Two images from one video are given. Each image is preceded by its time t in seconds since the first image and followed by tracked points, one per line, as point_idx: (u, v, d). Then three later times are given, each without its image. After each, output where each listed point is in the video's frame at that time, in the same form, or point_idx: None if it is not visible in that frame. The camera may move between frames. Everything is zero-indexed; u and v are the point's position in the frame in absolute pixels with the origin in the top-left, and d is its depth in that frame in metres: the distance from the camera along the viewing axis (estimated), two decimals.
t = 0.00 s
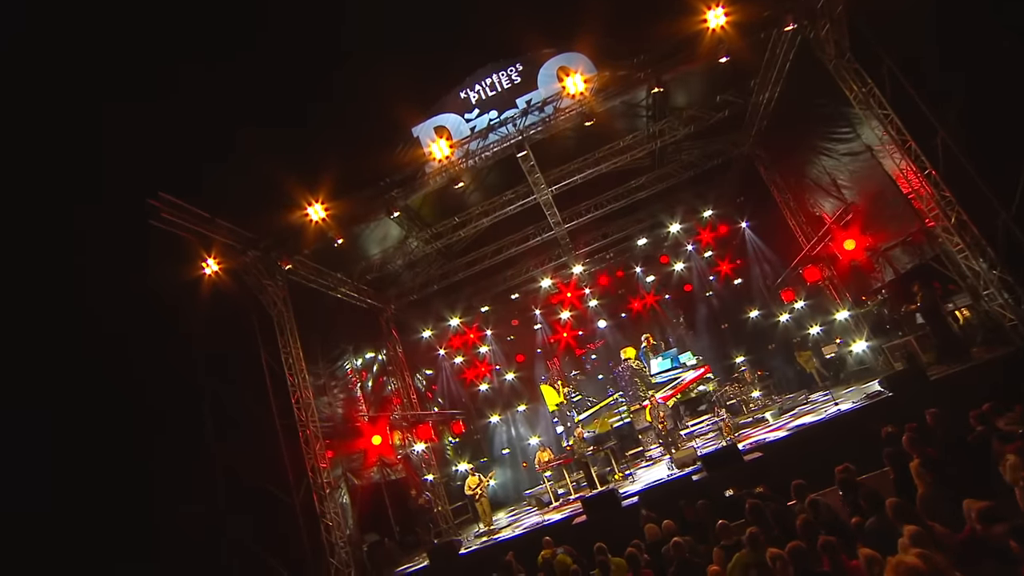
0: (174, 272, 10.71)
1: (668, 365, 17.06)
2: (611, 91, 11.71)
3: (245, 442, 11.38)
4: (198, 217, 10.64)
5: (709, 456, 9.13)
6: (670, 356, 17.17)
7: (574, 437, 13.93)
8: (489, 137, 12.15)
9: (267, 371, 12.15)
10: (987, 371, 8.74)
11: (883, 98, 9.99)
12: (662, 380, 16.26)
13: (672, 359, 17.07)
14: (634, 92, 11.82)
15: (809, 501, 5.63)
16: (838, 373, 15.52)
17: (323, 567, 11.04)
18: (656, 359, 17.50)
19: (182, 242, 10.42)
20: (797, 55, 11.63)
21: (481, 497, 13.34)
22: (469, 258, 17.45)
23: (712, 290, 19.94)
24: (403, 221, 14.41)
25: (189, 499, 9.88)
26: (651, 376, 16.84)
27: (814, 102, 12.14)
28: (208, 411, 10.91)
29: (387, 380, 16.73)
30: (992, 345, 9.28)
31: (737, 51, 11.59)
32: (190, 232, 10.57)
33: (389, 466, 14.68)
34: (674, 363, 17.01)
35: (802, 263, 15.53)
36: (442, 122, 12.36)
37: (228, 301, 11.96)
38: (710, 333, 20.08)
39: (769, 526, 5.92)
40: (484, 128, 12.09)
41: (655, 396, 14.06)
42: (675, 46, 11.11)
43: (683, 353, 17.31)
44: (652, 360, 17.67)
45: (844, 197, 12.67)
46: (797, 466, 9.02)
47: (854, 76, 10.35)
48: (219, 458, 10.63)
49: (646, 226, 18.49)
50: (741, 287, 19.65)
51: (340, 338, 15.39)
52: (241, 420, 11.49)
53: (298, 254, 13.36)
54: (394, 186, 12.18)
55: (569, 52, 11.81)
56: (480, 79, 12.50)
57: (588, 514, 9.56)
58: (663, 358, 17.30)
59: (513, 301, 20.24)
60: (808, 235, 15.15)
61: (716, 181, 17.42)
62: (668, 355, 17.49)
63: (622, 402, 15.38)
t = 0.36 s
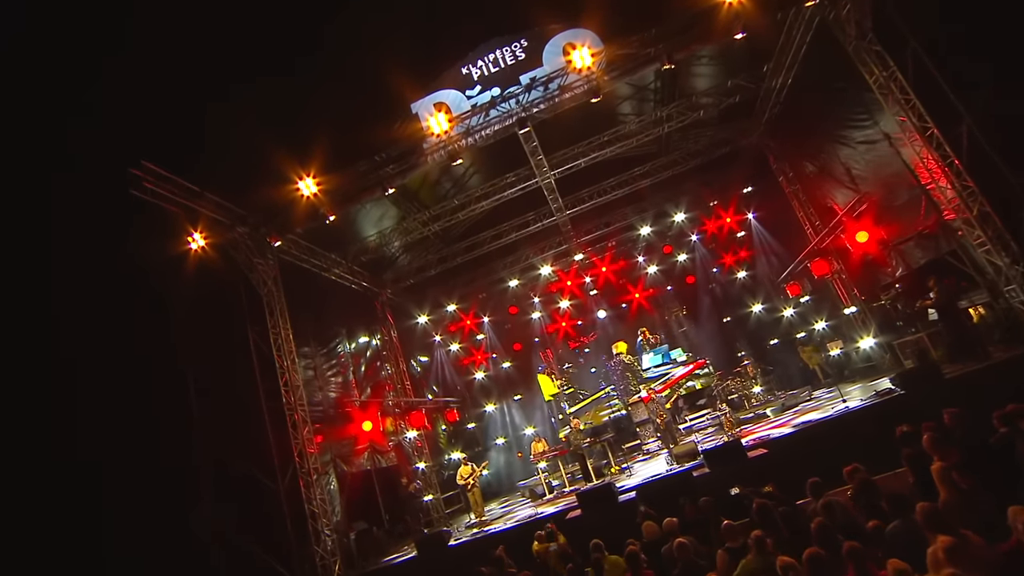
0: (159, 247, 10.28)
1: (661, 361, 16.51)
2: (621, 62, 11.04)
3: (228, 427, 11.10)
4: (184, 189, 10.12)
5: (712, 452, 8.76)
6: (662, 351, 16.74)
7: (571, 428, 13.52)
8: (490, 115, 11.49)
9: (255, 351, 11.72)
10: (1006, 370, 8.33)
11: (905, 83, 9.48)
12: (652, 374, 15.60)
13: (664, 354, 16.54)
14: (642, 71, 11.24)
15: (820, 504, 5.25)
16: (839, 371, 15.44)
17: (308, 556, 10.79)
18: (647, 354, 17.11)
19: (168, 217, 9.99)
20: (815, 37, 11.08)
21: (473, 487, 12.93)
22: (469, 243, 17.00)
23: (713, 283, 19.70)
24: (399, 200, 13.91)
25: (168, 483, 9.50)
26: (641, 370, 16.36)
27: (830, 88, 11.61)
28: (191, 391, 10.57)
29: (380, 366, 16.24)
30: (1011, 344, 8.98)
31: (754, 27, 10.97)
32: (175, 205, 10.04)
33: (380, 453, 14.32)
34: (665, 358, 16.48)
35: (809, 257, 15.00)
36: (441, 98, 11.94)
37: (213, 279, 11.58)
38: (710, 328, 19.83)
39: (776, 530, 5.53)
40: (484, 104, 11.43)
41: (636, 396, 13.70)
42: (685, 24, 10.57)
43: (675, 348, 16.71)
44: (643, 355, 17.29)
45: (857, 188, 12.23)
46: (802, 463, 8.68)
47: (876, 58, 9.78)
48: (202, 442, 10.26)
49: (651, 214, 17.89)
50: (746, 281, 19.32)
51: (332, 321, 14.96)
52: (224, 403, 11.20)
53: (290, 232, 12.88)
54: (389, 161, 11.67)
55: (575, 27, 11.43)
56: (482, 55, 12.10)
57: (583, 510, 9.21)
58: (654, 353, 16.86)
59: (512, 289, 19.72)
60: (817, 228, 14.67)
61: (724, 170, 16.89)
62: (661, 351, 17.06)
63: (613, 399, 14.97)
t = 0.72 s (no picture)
0: (146, 220, 9.98)
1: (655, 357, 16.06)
2: (631, 39, 10.57)
3: (216, 407, 10.77)
4: (171, 161, 9.74)
5: (716, 449, 8.39)
6: (657, 346, 16.23)
7: (569, 420, 13.12)
8: (494, 91, 11.08)
9: (245, 332, 11.35)
10: None
11: (935, 68, 8.83)
12: (645, 371, 15.18)
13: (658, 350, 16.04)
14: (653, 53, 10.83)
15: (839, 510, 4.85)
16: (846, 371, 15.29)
17: (295, 545, 10.52)
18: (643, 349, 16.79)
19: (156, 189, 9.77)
20: (836, 20, 10.37)
21: (467, 478, 12.55)
22: (469, 228, 16.54)
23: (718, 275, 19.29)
24: (397, 179, 13.43)
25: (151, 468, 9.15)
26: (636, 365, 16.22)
27: (849, 73, 11.10)
28: (178, 370, 10.35)
29: (375, 351, 15.78)
30: None
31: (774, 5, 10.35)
32: (162, 177, 9.70)
33: (372, 440, 13.94)
34: (659, 355, 16.22)
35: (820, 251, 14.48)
36: (443, 75, 11.10)
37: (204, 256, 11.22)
38: (713, 322, 19.47)
39: (790, 534, 5.16)
40: (486, 79, 10.93)
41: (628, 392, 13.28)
42: None
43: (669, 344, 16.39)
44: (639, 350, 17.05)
45: (874, 178, 11.63)
46: (809, 462, 8.35)
47: (904, 42, 9.09)
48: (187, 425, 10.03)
49: (659, 202, 17.34)
50: (754, 275, 18.90)
51: (327, 304, 14.55)
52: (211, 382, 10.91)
53: (283, 212, 12.45)
54: (387, 136, 11.22)
55: None
56: (487, 31, 11.17)
57: (580, 505, 8.87)
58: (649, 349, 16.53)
59: (512, 278, 19.14)
60: (829, 221, 14.18)
61: (735, 160, 16.39)
62: (655, 346, 16.41)
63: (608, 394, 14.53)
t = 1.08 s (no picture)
0: (139, 196, 9.76)
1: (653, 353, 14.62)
2: (647, 12, 10.08)
3: (211, 389, 10.86)
4: (165, 132, 9.30)
5: (723, 444, 8.02)
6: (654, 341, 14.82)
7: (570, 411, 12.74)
8: (500, 67, 10.59)
9: (238, 311, 11.08)
10: None
11: (972, 49, 8.27)
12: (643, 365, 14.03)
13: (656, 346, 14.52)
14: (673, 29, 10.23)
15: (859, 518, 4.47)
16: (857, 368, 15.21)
17: (284, 531, 10.18)
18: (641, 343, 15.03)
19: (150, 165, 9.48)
20: None
21: (464, 468, 12.17)
22: (473, 212, 16.10)
23: (728, 267, 18.69)
24: (400, 157, 12.99)
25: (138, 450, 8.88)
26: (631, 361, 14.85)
27: (871, 55, 10.65)
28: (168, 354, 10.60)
29: (372, 336, 15.25)
30: None
31: None
32: (155, 149, 9.24)
33: (368, 427, 13.61)
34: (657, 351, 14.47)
35: (837, 243, 13.90)
36: (450, 49, 10.89)
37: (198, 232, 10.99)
38: (721, 316, 19.07)
39: (804, 541, 4.80)
40: (493, 53, 10.45)
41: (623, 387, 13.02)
42: None
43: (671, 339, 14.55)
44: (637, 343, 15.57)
45: (898, 167, 10.92)
46: (821, 462, 7.97)
47: (941, 21, 8.51)
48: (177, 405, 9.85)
49: (672, 189, 16.75)
50: (765, 268, 18.42)
51: (326, 287, 14.18)
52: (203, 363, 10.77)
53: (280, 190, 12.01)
54: (387, 110, 10.78)
55: None
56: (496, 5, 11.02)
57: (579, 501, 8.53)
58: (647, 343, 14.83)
59: (517, 265, 18.72)
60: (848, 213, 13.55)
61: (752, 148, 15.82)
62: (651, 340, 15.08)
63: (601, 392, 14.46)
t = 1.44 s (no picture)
0: (126, 168, 9.34)
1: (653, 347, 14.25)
2: None
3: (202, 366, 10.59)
4: (156, 102, 8.84)
5: (733, 442, 7.58)
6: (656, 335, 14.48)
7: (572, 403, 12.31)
8: (508, 40, 10.09)
9: (230, 288, 10.76)
10: None
11: (1017, 25, 7.64)
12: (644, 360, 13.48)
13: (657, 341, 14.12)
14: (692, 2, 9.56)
15: (887, 530, 4.04)
16: (874, 367, 14.84)
17: (275, 518, 9.86)
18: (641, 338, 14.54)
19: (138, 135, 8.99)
20: None
21: (461, 458, 11.79)
22: (478, 195, 15.65)
23: (739, 259, 18.10)
24: (403, 134, 12.58)
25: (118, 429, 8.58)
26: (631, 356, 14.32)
27: (901, 34, 10.06)
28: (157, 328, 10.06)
29: (372, 321, 14.86)
30: None
31: None
32: (145, 119, 8.76)
33: (365, 413, 13.30)
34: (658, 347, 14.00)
35: (856, 237, 13.32)
36: (454, 20, 9.68)
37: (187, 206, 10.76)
38: (732, 309, 18.36)
39: (821, 551, 4.36)
40: (500, 23, 9.84)
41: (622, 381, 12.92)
42: None
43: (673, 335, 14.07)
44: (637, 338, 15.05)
45: (927, 155, 10.31)
46: (835, 464, 7.56)
47: None
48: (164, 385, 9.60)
49: (686, 177, 16.18)
50: (778, 260, 17.81)
51: (325, 268, 13.80)
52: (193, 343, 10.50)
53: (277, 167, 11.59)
54: (386, 82, 10.31)
55: None
56: None
57: (577, 497, 8.15)
58: (647, 338, 14.33)
59: (522, 250, 18.24)
60: (868, 204, 13.01)
61: (769, 135, 15.23)
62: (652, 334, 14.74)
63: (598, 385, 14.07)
